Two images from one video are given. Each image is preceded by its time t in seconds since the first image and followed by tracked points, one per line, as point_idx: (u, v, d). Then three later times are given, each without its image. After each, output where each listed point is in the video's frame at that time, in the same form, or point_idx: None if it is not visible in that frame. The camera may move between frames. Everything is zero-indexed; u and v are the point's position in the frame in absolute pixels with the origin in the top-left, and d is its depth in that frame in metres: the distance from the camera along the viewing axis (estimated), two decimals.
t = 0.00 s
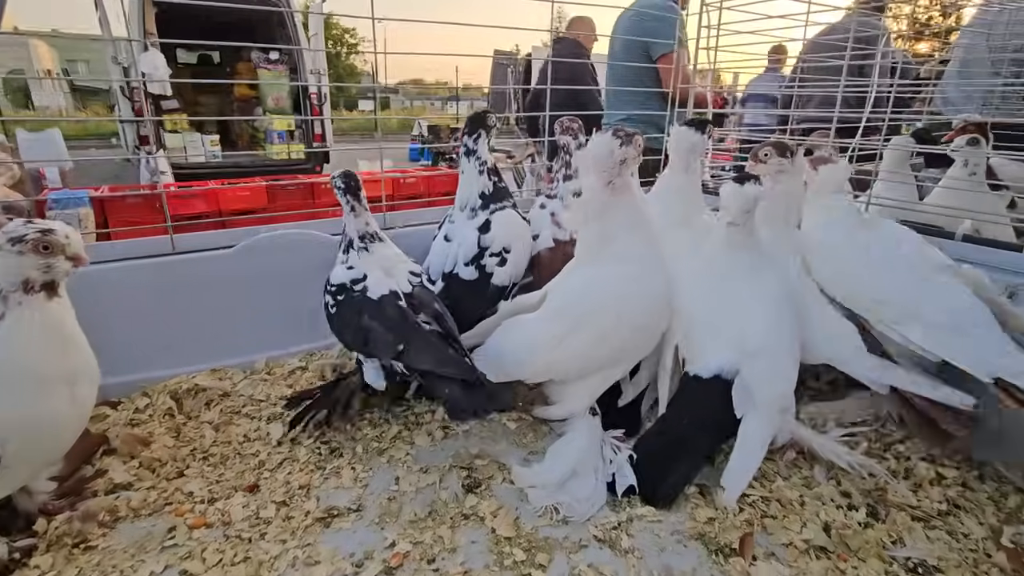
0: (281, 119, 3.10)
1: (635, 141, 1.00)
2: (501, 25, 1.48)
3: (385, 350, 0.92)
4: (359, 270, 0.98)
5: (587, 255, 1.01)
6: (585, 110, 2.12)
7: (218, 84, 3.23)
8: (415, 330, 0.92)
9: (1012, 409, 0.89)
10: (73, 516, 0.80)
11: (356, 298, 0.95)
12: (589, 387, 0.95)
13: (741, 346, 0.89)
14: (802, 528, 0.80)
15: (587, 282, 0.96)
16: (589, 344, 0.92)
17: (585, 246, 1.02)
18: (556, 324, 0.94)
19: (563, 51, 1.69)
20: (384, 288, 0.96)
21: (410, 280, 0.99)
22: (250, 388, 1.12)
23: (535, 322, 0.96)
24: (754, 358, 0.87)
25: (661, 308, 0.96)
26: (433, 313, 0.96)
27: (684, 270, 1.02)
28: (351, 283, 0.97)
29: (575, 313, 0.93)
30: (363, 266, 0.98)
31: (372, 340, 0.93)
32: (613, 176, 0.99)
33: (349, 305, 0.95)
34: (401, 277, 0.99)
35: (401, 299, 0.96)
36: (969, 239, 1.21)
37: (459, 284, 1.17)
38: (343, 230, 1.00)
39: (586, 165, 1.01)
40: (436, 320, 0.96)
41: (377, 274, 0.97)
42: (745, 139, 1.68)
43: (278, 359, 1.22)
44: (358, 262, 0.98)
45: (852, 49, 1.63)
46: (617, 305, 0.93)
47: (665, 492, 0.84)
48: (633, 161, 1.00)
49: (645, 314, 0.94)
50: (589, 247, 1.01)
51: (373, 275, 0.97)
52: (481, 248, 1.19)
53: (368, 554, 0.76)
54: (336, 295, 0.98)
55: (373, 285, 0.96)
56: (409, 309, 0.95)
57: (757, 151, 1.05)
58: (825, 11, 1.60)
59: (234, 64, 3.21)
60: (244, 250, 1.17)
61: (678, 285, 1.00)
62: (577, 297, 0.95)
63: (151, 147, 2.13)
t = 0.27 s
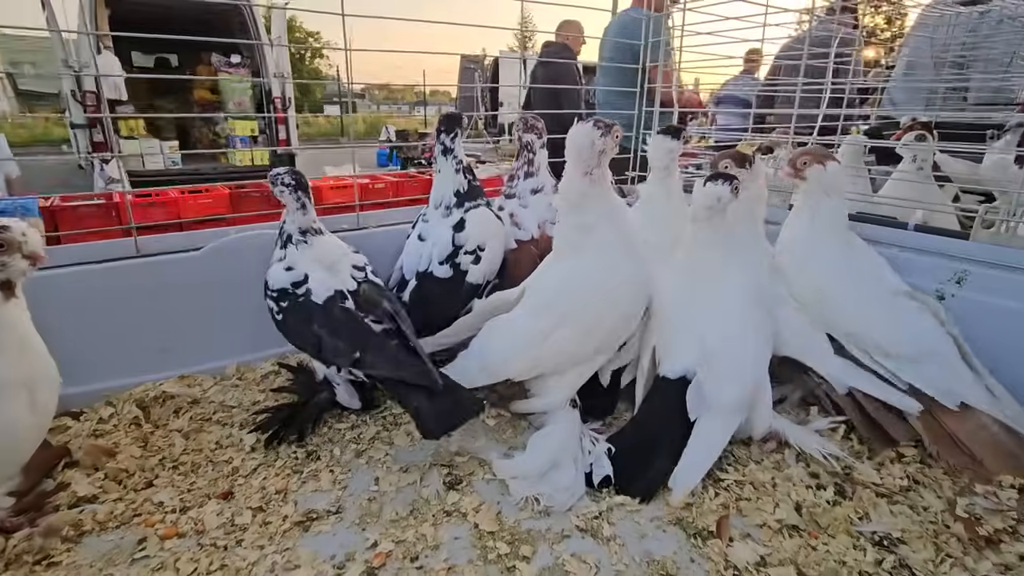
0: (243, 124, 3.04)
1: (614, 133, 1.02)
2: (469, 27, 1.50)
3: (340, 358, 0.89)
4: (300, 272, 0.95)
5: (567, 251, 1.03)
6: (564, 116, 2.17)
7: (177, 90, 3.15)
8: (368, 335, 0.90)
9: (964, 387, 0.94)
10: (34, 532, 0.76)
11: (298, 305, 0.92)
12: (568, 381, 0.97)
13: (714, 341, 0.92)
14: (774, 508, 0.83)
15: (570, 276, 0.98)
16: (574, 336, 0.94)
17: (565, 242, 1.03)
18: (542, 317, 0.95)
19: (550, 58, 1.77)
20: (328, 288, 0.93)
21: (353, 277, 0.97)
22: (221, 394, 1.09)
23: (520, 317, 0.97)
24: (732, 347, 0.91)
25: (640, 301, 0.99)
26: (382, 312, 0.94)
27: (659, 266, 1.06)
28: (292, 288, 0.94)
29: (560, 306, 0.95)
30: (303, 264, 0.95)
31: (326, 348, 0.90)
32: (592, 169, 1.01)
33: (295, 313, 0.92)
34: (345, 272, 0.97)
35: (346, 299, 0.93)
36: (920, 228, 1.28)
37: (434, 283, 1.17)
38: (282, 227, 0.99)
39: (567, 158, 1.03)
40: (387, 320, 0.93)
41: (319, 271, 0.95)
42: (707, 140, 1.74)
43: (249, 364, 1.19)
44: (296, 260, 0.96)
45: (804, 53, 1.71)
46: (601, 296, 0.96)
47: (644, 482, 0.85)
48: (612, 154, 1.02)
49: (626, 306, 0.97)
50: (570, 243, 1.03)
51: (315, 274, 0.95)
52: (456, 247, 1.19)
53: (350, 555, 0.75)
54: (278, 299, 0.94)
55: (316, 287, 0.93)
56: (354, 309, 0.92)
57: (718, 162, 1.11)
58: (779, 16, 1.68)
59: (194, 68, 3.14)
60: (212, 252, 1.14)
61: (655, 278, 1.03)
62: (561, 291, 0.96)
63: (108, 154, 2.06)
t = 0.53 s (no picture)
0: (204, 127, 2.95)
1: (588, 128, 1.01)
2: (437, 27, 1.49)
3: (312, 342, 0.86)
4: (251, 275, 0.92)
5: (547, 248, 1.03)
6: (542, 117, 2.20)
7: (134, 93, 3.04)
8: (335, 311, 0.88)
9: (924, 374, 0.98)
10: None
11: (256, 302, 0.90)
12: (551, 377, 0.98)
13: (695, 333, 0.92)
14: (751, 498, 0.85)
15: (551, 273, 0.98)
16: (556, 333, 0.95)
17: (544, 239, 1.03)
18: (525, 314, 0.95)
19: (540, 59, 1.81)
20: (284, 280, 0.91)
21: (308, 264, 0.96)
22: (188, 405, 1.05)
23: (503, 315, 0.96)
24: (713, 338, 0.92)
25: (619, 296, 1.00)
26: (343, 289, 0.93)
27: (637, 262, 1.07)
28: (247, 289, 0.91)
29: (543, 302, 0.95)
30: (253, 268, 0.93)
31: (297, 339, 0.87)
32: (567, 166, 1.01)
33: (256, 312, 0.89)
34: (301, 262, 0.96)
35: (305, 285, 0.91)
36: (879, 222, 1.33)
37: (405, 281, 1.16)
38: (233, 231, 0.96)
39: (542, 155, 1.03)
40: (350, 296, 0.93)
41: (271, 270, 0.93)
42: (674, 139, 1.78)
43: (218, 373, 1.15)
44: (247, 266, 0.94)
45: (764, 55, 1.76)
46: (582, 292, 0.96)
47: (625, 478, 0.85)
48: (586, 150, 1.02)
49: (605, 303, 0.99)
50: (549, 241, 1.03)
51: (266, 272, 0.93)
52: (427, 245, 1.18)
53: (330, 565, 0.73)
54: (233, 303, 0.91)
55: (272, 282, 0.91)
56: (316, 291, 0.91)
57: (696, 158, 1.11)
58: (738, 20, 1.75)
59: (151, 70, 3.03)
60: (177, 258, 1.10)
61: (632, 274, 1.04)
62: (542, 288, 0.96)
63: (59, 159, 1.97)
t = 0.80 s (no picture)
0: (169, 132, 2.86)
1: (556, 141, 1.02)
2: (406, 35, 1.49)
3: (271, 376, 0.85)
4: (214, 307, 0.92)
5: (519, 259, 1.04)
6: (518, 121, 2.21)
7: (93, 97, 2.94)
8: (295, 342, 0.88)
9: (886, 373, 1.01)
10: None
11: (219, 337, 0.89)
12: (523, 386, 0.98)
13: (664, 338, 0.93)
14: (720, 500, 0.87)
15: (523, 283, 0.99)
16: (528, 342, 0.96)
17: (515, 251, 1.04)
18: (498, 326, 0.95)
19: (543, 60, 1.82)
20: (247, 309, 0.91)
21: (271, 291, 0.94)
22: (154, 426, 1.02)
23: (476, 326, 0.96)
24: (682, 342, 0.93)
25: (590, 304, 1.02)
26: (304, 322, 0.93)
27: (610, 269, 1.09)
28: (210, 325, 0.90)
29: (515, 312, 0.96)
30: (217, 299, 0.92)
31: (257, 372, 0.86)
32: (535, 180, 1.03)
33: (220, 346, 0.88)
34: (263, 291, 0.94)
35: (268, 316, 0.90)
36: (839, 226, 1.38)
37: (374, 294, 1.14)
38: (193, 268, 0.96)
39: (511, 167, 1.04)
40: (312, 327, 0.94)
41: (234, 302, 0.92)
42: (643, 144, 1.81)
43: (185, 391, 1.13)
44: (210, 299, 0.93)
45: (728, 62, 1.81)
46: (552, 301, 0.98)
47: (594, 485, 0.86)
48: (554, 162, 1.03)
49: (576, 309, 1.00)
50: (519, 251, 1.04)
51: (230, 303, 0.92)
52: (397, 259, 1.17)
53: None
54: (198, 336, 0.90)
55: (235, 313, 0.90)
56: (278, 323, 0.90)
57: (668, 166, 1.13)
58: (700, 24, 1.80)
59: (111, 73, 2.93)
60: (139, 275, 1.07)
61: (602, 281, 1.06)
62: (514, 299, 0.97)
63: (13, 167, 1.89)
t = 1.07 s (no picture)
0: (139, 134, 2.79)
1: (531, 157, 1.06)
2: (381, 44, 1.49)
3: (269, 396, 0.85)
4: (210, 336, 0.91)
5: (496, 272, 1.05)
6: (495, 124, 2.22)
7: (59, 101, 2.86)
8: (294, 362, 0.88)
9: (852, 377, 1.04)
10: None
11: (215, 363, 0.88)
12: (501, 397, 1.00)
13: (639, 346, 0.96)
14: (694, 504, 0.90)
15: (500, 296, 1.00)
16: (506, 353, 0.97)
17: (492, 263, 1.06)
18: (478, 338, 0.97)
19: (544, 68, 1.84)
20: (243, 335, 0.90)
21: (266, 318, 0.95)
22: (129, 445, 1.01)
23: (456, 339, 0.97)
24: (657, 349, 0.96)
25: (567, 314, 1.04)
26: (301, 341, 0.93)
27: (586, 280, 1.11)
28: (205, 353, 0.89)
29: (494, 324, 0.97)
30: (212, 329, 0.91)
31: (253, 394, 0.86)
32: (511, 195, 1.06)
33: (217, 373, 0.87)
34: (257, 318, 0.94)
35: (263, 338, 0.91)
36: (804, 232, 1.43)
37: (362, 317, 1.15)
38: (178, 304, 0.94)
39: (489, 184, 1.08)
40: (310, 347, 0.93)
41: (228, 328, 0.92)
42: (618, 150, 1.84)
43: (161, 409, 1.11)
44: (204, 329, 0.92)
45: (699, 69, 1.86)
46: (531, 313, 0.99)
47: (570, 496, 0.87)
48: (530, 177, 1.06)
49: (554, 320, 1.02)
50: (496, 264, 1.06)
51: (226, 331, 0.91)
52: (384, 280, 1.18)
53: None
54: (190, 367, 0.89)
55: (232, 340, 0.90)
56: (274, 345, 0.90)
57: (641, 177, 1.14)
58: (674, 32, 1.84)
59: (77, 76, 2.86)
60: (111, 292, 1.05)
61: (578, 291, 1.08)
62: (492, 311, 0.99)
63: None
